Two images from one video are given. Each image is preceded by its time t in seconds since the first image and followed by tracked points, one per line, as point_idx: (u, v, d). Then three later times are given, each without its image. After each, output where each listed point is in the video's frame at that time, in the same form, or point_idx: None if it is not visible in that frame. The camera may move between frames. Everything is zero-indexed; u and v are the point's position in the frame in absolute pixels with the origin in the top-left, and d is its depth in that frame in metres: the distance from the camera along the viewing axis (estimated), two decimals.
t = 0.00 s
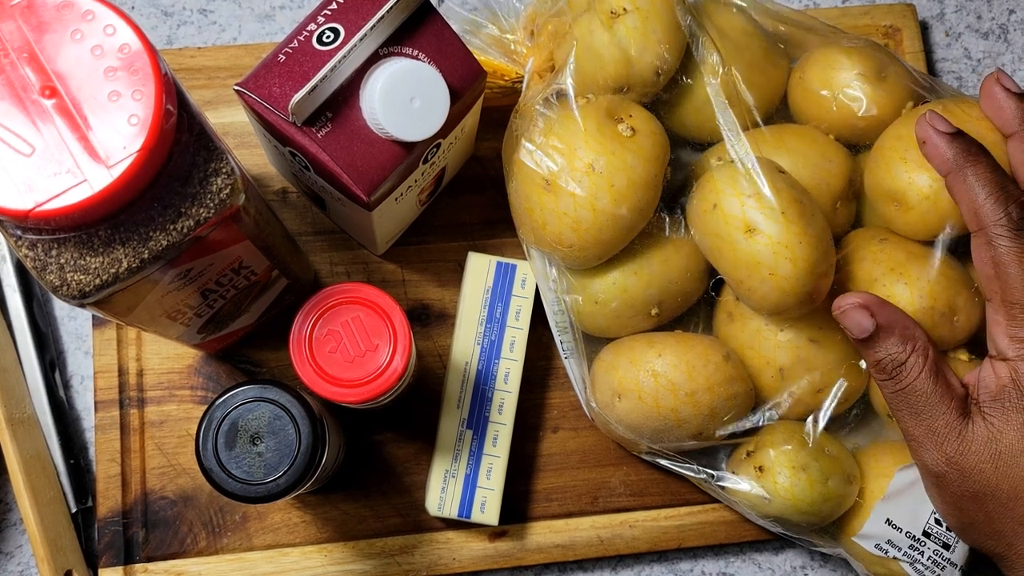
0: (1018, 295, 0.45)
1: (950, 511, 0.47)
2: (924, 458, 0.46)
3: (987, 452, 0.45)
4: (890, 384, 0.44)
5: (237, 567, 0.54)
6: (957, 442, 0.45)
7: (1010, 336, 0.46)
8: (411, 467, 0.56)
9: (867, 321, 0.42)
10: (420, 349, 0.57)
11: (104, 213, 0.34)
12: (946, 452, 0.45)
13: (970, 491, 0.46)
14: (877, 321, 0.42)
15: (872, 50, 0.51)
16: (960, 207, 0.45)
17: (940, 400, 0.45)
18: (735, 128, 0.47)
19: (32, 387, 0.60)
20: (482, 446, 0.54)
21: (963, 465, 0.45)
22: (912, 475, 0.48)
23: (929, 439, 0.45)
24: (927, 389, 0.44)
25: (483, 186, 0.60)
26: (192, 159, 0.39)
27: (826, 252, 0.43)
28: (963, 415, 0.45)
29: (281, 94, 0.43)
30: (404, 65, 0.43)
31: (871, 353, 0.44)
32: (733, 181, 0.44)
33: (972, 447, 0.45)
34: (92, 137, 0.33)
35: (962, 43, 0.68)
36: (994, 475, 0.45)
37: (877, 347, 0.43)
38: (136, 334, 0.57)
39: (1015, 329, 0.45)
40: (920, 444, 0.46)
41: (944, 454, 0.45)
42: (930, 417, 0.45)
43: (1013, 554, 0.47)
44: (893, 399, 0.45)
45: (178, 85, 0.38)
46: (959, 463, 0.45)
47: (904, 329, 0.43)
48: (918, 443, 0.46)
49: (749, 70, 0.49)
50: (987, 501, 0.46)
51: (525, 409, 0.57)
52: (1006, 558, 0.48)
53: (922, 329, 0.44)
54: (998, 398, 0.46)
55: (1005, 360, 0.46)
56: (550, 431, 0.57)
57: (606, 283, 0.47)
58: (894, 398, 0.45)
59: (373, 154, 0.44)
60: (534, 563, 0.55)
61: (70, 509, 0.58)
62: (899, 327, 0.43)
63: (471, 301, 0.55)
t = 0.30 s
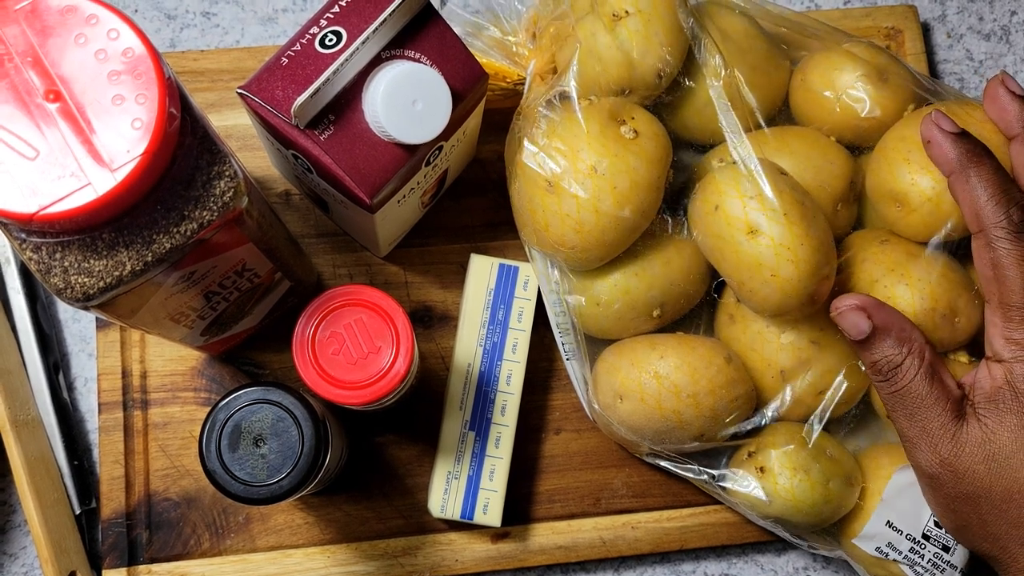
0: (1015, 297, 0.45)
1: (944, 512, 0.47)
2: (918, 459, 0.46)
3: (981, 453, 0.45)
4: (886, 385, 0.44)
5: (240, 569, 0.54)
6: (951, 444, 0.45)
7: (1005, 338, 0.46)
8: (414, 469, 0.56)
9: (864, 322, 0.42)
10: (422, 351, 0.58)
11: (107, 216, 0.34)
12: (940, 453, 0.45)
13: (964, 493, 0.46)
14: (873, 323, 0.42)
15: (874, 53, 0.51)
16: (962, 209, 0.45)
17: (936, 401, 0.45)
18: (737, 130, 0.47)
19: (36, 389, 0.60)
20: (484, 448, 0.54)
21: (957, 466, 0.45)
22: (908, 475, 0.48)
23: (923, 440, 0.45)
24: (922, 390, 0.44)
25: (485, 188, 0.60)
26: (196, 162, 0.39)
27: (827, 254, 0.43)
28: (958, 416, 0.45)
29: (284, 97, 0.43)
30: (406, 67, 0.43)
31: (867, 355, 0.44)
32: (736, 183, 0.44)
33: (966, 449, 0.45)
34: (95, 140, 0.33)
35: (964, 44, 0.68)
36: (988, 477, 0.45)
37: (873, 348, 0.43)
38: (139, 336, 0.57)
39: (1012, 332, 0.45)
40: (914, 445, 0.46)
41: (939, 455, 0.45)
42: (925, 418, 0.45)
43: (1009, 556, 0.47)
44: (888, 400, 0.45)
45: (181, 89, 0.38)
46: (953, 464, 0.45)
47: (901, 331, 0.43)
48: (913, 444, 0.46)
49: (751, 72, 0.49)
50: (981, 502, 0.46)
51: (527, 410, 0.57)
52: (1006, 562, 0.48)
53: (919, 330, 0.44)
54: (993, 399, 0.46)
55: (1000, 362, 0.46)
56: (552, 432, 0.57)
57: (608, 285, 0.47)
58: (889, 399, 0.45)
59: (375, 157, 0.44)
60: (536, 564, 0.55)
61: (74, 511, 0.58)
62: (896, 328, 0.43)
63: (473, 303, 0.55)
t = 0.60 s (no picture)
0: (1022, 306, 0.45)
1: (955, 520, 0.47)
2: (929, 468, 0.46)
3: (992, 462, 0.46)
4: (896, 395, 0.44)
5: (238, 567, 0.54)
6: (961, 452, 0.45)
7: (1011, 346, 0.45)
8: (412, 467, 0.56)
9: (874, 333, 0.42)
10: (420, 349, 0.57)
11: (104, 212, 0.34)
12: (951, 462, 0.45)
13: (976, 501, 0.46)
14: (883, 333, 0.42)
15: (873, 52, 0.51)
16: (968, 217, 0.45)
17: (946, 410, 0.45)
18: (740, 134, 0.47)
19: (33, 387, 0.60)
20: (483, 446, 0.54)
21: (968, 474, 0.46)
22: (914, 481, 0.48)
23: (934, 449, 0.45)
24: (931, 399, 0.44)
25: (484, 186, 0.60)
26: (193, 158, 0.39)
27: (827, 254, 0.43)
28: (967, 424, 0.45)
29: (282, 93, 0.43)
30: (405, 64, 0.43)
31: (877, 365, 0.43)
32: (738, 184, 0.43)
33: (976, 457, 0.46)
34: (92, 136, 0.33)
35: (963, 42, 0.68)
36: (999, 485, 0.46)
37: (883, 358, 0.43)
38: (137, 334, 0.57)
39: (1019, 340, 0.45)
40: (925, 453, 0.46)
41: (949, 464, 0.45)
42: (935, 426, 0.45)
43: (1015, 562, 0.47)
44: (898, 409, 0.45)
45: (179, 85, 0.38)
46: (964, 473, 0.46)
47: (911, 341, 0.43)
48: (923, 453, 0.46)
49: (751, 71, 0.49)
50: (993, 510, 0.46)
51: (526, 408, 0.57)
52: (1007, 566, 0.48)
53: (926, 338, 0.44)
54: (1002, 408, 0.46)
55: (1007, 371, 0.46)
56: (551, 430, 0.57)
57: (607, 282, 0.47)
58: (899, 408, 0.45)
59: (374, 153, 0.44)
60: (535, 562, 0.55)
61: (71, 508, 0.58)
62: (906, 338, 0.42)
63: (471, 300, 0.55)
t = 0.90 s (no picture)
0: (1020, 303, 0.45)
1: (951, 515, 0.47)
2: (923, 463, 0.46)
3: (987, 458, 0.46)
4: (885, 392, 0.45)
5: (239, 567, 0.54)
6: (955, 447, 0.45)
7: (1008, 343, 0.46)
8: (412, 467, 0.56)
9: (858, 333, 0.42)
10: (420, 349, 0.58)
11: (105, 213, 0.34)
12: (945, 457, 0.46)
13: (971, 496, 0.46)
14: (868, 333, 0.43)
15: (872, 53, 0.52)
16: (965, 215, 0.46)
17: (938, 407, 0.45)
18: (740, 135, 0.47)
19: (34, 387, 0.60)
20: (483, 445, 0.54)
21: (963, 470, 0.46)
22: (913, 477, 0.48)
23: (927, 444, 0.45)
24: (922, 397, 0.44)
25: (483, 187, 0.60)
26: (194, 159, 0.39)
27: (826, 254, 0.43)
28: (962, 420, 0.45)
29: (282, 95, 0.43)
30: (405, 65, 0.43)
31: (866, 363, 0.44)
32: (738, 184, 0.44)
33: (971, 452, 0.46)
34: (93, 137, 0.33)
35: (962, 43, 0.68)
36: (995, 481, 0.46)
37: (870, 357, 0.43)
38: (137, 334, 0.57)
39: (1015, 337, 0.45)
40: (918, 449, 0.46)
41: (943, 459, 0.46)
42: (928, 423, 0.45)
43: (1014, 559, 0.47)
44: (889, 406, 0.45)
45: (179, 86, 0.38)
46: (958, 468, 0.46)
47: (897, 339, 0.43)
48: (917, 449, 0.46)
49: (750, 72, 0.49)
50: (989, 506, 0.46)
51: (525, 408, 0.57)
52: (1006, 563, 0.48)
53: (916, 336, 0.44)
54: (998, 405, 0.46)
55: (1005, 368, 0.46)
56: (551, 430, 0.57)
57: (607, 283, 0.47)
58: (890, 405, 0.45)
59: (374, 154, 0.44)
60: (535, 562, 0.55)
61: (72, 509, 0.58)
62: (892, 337, 0.43)
63: (472, 300, 0.55)
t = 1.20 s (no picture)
0: (1019, 303, 0.45)
1: (950, 515, 0.47)
2: (922, 462, 0.46)
3: (986, 457, 0.45)
4: (885, 391, 0.45)
5: (239, 567, 0.54)
6: (955, 446, 0.45)
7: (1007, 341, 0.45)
8: (412, 467, 0.56)
9: (857, 331, 0.42)
10: (420, 349, 0.57)
11: (104, 213, 0.34)
12: (944, 456, 0.45)
13: (970, 495, 0.46)
14: (867, 331, 0.43)
15: (873, 52, 0.51)
16: (965, 215, 0.45)
17: (938, 406, 0.45)
18: (742, 134, 0.47)
19: (33, 387, 0.60)
20: (483, 446, 0.54)
21: (962, 469, 0.45)
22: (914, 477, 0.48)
23: (926, 443, 0.45)
24: (921, 395, 0.44)
25: (484, 187, 0.60)
26: (194, 159, 0.39)
27: (826, 254, 0.43)
28: (961, 419, 0.45)
29: (282, 94, 0.43)
30: (405, 64, 0.43)
31: (866, 361, 0.44)
32: (739, 184, 0.43)
33: (970, 451, 0.45)
34: (92, 137, 0.33)
35: (963, 43, 0.68)
36: (994, 480, 0.45)
37: (869, 356, 0.43)
38: (137, 334, 0.57)
39: (1014, 337, 0.45)
40: (918, 448, 0.46)
41: (943, 458, 0.45)
42: (927, 422, 0.45)
43: (1014, 559, 0.47)
44: (888, 405, 0.45)
45: (179, 85, 0.38)
46: (957, 467, 0.45)
47: (896, 338, 0.43)
48: (917, 448, 0.46)
49: (751, 72, 0.49)
50: (987, 505, 0.46)
51: (526, 408, 0.57)
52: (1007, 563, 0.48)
53: (915, 335, 0.44)
54: (997, 404, 0.45)
55: (1004, 368, 0.46)
56: (551, 431, 0.57)
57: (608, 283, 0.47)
58: (889, 404, 0.45)
59: (374, 154, 0.44)
60: (535, 563, 0.55)
61: (71, 509, 0.58)
62: (891, 336, 0.43)
63: (472, 300, 0.55)
